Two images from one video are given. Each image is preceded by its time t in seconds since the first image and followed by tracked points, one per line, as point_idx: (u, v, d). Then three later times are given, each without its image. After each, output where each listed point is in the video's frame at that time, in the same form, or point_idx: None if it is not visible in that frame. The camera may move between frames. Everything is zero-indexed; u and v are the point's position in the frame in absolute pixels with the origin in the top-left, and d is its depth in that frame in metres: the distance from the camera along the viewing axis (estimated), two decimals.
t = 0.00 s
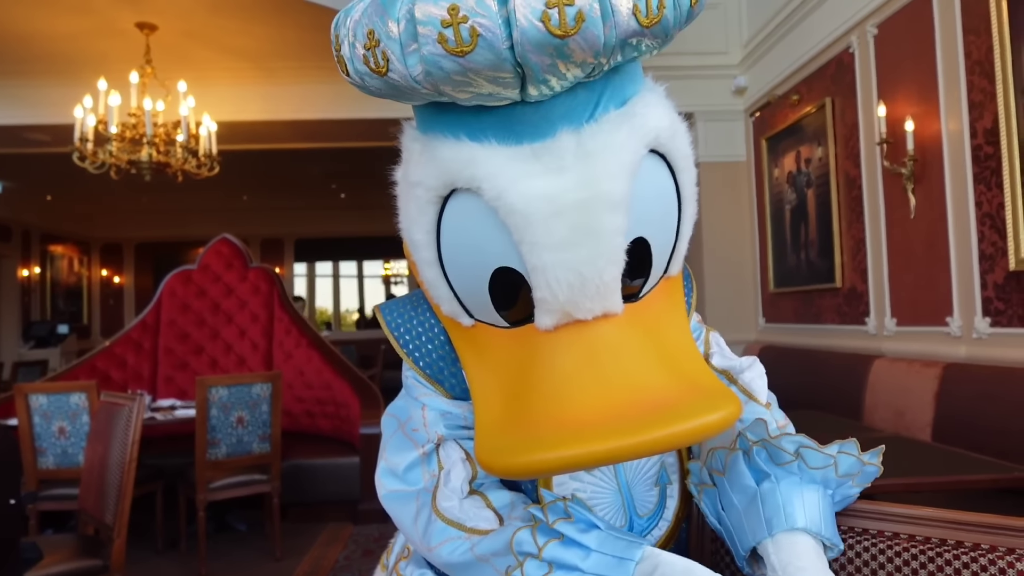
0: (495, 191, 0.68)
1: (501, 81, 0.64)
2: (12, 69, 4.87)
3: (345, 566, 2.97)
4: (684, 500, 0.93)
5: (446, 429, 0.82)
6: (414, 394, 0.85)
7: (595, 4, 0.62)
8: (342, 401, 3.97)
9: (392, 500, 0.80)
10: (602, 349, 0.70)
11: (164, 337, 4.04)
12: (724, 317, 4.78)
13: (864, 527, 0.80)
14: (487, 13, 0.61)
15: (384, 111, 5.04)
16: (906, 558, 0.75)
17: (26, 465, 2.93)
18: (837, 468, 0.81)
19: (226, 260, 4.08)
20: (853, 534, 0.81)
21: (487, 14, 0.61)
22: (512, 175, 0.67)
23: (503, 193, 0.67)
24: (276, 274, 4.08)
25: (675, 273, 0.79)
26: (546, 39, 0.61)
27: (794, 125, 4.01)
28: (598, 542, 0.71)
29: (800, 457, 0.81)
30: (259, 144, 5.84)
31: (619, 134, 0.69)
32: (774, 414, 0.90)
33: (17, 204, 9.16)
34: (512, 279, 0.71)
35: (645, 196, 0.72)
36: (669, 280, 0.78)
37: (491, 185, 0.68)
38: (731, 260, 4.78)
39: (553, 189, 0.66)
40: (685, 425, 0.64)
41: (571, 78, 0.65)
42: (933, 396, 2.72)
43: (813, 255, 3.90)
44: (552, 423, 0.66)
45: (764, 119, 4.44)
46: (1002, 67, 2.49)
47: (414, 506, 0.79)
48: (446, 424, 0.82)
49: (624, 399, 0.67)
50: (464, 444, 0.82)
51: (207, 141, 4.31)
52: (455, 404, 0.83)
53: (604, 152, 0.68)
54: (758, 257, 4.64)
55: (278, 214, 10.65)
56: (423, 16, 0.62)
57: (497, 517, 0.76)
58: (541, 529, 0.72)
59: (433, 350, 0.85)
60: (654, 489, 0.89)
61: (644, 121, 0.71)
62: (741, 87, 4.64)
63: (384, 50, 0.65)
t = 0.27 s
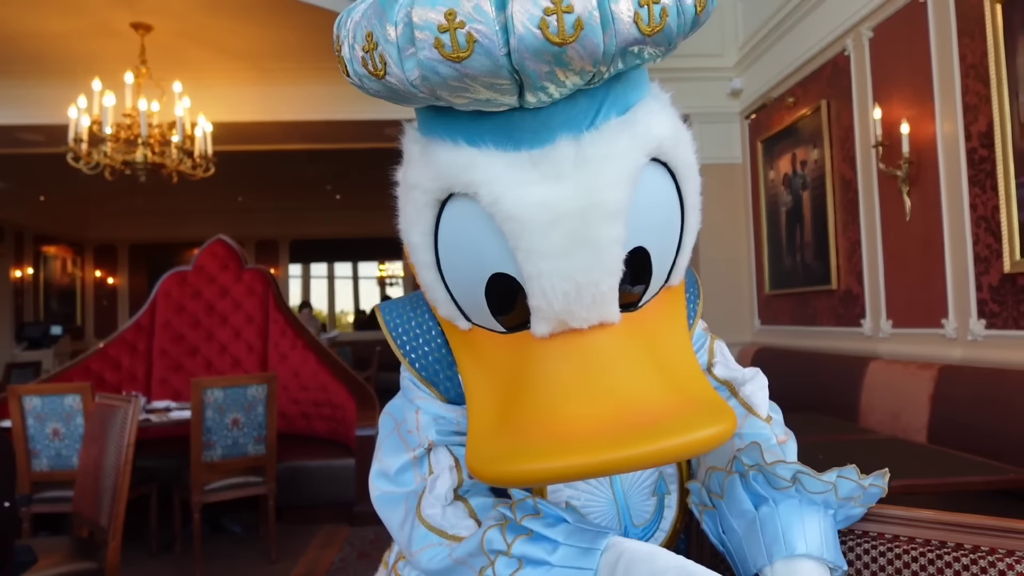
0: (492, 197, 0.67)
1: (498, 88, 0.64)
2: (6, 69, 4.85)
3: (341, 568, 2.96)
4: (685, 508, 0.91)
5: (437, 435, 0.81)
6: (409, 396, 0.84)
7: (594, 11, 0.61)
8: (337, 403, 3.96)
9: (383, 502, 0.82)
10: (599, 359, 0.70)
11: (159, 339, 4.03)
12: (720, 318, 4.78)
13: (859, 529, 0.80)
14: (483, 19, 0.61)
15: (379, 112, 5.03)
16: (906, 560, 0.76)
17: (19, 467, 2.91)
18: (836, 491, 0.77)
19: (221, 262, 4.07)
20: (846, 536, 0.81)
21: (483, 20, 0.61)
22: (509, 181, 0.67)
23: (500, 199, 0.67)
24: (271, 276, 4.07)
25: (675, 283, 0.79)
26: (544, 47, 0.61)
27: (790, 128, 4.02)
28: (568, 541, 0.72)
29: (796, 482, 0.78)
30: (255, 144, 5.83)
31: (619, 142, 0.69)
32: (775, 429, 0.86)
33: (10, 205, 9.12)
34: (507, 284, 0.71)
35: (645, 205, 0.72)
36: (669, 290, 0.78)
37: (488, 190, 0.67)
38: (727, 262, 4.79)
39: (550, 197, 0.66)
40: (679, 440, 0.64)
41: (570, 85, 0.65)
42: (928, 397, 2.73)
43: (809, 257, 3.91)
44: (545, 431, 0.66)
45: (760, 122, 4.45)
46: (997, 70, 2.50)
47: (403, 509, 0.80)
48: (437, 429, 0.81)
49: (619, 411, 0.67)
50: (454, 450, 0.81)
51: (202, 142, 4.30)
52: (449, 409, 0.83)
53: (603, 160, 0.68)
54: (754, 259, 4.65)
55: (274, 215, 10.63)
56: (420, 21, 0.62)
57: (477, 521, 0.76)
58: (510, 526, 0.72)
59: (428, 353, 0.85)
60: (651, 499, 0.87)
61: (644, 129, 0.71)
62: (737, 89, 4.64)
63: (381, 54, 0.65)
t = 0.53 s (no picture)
0: (502, 192, 0.67)
1: (517, 82, 0.64)
2: (6, 69, 4.85)
3: (340, 569, 2.95)
4: (684, 512, 0.90)
5: (421, 437, 0.80)
6: (404, 396, 0.84)
7: (617, 9, 0.61)
8: (337, 404, 3.96)
9: (370, 498, 0.83)
10: (603, 360, 0.70)
11: (158, 339, 4.03)
12: (719, 319, 4.78)
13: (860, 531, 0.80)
14: (506, 12, 0.61)
15: (379, 112, 5.03)
16: (904, 561, 0.76)
17: (18, 467, 2.91)
18: (831, 491, 0.79)
19: (220, 262, 4.06)
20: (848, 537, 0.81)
21: (506, 12, 0.61)
22: (520, 177, 0.67)
23: (509, 195, 0.67)
24: (270, 276, 4.07)
25: (683, 286, 0.79)
26: (565, 42, 0.61)
27: (789, 129, 4.02)
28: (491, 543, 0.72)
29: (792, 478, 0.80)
30: (254, 144, 5.82)
31: (633, 143, 0.69)
32: (776, 431, 0.86)
33: (9, 204, 9.10)
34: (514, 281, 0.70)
35: (656, 206, 0.72)
36: (676, 292, 0.78)
37: (499, 185, 0.67)
38: (726, 263, 4.79)
39: (561, 195, 0.66)
40: (682, 444, 0.64)
41: (588, 83, 0.65)
42: (928, 399, 2.73)
43: (808, 258, 3.91)
44: (548, 431, 0.66)
45: (759, 123, 4.45)
46: (997, 71, 2.50)
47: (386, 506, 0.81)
48: (423, 433, 0.80)
49: (623, 413, 0.67)
50: (440, 453, 0.79)
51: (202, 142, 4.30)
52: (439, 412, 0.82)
53: (616, 160, 0.67)
54: (753, 260, 4.66)
55: (273, 216, 10.63)
56: (442, 12, 0.62)
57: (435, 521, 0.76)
58: (442, 521, 0.74)
59: (426, 352, 0.85)
60: (648, 502, 0.87)
61: (659, 131, 0.71)
62: (737, 90, 4.65)
63: (400, 42, 0.65)
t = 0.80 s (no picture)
0: (511, 185, 0.67)
1: (529, 73, 0.63)
2: (6, 68, 4.84)
3: (340, 569, 2.95)
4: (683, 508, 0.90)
5: (426, 433, 0.80)
6: (406, 392, 0.84)
7: (631, 1, 0.61)
8: (337, 403, 3.96)
9: (372, 498, 0.83)
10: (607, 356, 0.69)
11: (158, 339, 4.02)
12: (720, 319, 4.78)
13: (857, 530, 0.80)
14: (521, 2, 0.60)
15: (379, 112, 5.03)
16: (906, 561, 0.77)
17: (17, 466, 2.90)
18: (778, 478, 0.82)
19: (220, 261, 4.06)
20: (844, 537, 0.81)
21: (521, 3, 0.60)
22: (528, 170, 0.67)
23: (517, 188, 0.67)
24: (270, 276, 4.07)
25: (686, 283, 0.79)
26: (579, 33, 0.61)
27: (790, 129, 4.02)
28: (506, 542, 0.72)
29: (777, 468, 0.82)
30: (254, 144, 5.83)
31: (642, 136, 0.69)
32: (768, 426, 0.85)
33: (9, 204, 9.10)
34: (519, 276, 0.70)
35: (663, 201, 0.72)
36: (679, 289, 0.78)
37: (508, 178, 0.67)
38: (726, 264, 4.79)
39: (569, 189, 0.66)
40: (685, 441, 0.64)
41: (600, 75, 0.65)
42: (928, 399, 2.73)
43: (809, 258, 3.91)
44: (552, 427, 0.66)
45: (760, 123, 4.45)
46: (997, 71, 2.50)
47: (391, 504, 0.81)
48: (429, 427, 0.80)
49: (626, 410, 0.67)
50: (446, 447, 0.80)
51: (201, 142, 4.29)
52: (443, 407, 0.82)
53: (625, 154, 0.67)
54: (753, 260, 4.65)
55: (273, 216, 10.63)
56: (455, 1, 0.61)
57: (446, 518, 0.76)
58: (453, 520, 0.74)
59: (425, 348, 0.84)
60: (648, 499, 0.86)
61: (668, 125, 0.70)
62: (737, 90, 4.64)
63: (410, 32, 0.65)
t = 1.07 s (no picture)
0: (512, 177, 0.67)
1: (530, 64, 0.63)
2: (6, 66, 4.84)
3: (341, 566, 2.95)
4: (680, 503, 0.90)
5: (427, 428, 0.80)
6: (406, 388, 0.84)
7: None
8: (337, 401, 3.97)
9: (373, 495, 0.83)
10: (606, 350, 0.69)
11: (158, 336, 4.02)
12: (721, 317, 4.78)
13: (858, 528, 0.80)
14: None
15: (380, 109, 5.02)
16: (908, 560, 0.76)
17: (18, 464, 2.91)
18: (779, 486, 0.81)
19: (221, 259, 4.06)
20: (845, 535, 0.80)
21: None
22: (529, 163, 0.66)
23: (517, 181, 0.66)
24: (271, 273, 4.07)
25: (685, 279, 0.78)
26: (581, 24, 0.60)
27: (791, 126, 4.01)
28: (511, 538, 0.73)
29: (780, 478, 0.81)
30: (255, 142, 5.82)
31: (643, 130, 0.69)
32: (764, 426, 0.84)
33: (10, 202, 9.11)
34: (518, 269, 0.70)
35: (663, 196, 0.72)
36: (678, 285, 0.78)
37: (509, 170, 0.67)
38: (727, 262, 4.78)
39: (570, 182, 0.65)
40: (685, 434, 0.64)
41: (602, 67, 0.65)
42: (928, 397, 2.73)
43: (809, 256, 3.91)
44: (552, 420, 0.66)
45: (761, 121, 4.45)
46: (999, 68, 2.49)
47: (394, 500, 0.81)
48: (430, 423, 0.80)
49: (626, 403, 0.66)
50: (448, 443, 0.80)
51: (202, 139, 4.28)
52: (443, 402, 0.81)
53: (626, 147, 0.67)
54: (754, 258, 4.65)
55: (273, 213, 10.63)
56: None
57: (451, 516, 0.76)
58: (461, 521, 0.74)
59: (424, 345, 0.84)
60: (646, 495, 0.86)
61: (669, 118, 0.70)
62: (738, 87, 4.64)
63: (412, 22, 0.64)
